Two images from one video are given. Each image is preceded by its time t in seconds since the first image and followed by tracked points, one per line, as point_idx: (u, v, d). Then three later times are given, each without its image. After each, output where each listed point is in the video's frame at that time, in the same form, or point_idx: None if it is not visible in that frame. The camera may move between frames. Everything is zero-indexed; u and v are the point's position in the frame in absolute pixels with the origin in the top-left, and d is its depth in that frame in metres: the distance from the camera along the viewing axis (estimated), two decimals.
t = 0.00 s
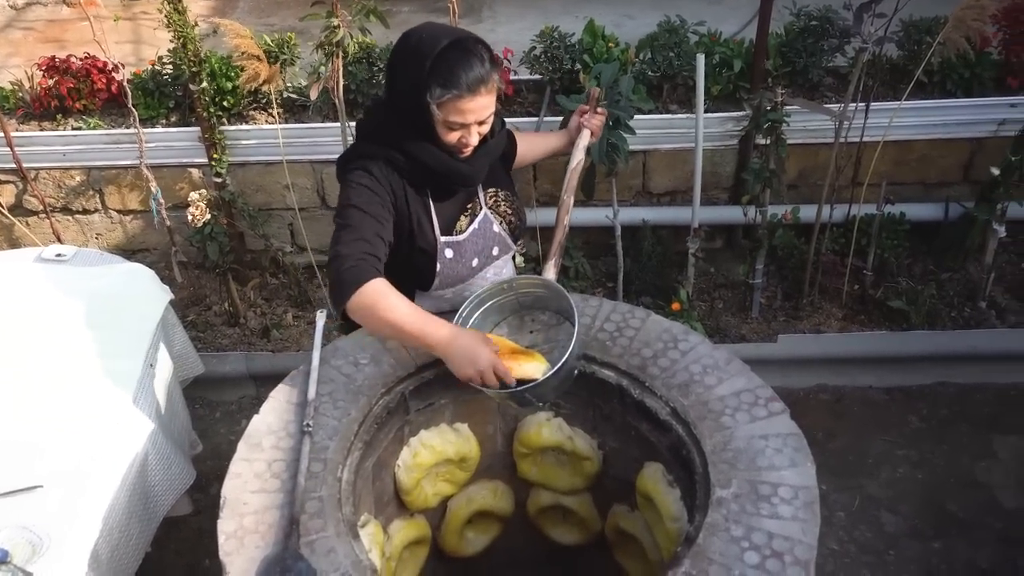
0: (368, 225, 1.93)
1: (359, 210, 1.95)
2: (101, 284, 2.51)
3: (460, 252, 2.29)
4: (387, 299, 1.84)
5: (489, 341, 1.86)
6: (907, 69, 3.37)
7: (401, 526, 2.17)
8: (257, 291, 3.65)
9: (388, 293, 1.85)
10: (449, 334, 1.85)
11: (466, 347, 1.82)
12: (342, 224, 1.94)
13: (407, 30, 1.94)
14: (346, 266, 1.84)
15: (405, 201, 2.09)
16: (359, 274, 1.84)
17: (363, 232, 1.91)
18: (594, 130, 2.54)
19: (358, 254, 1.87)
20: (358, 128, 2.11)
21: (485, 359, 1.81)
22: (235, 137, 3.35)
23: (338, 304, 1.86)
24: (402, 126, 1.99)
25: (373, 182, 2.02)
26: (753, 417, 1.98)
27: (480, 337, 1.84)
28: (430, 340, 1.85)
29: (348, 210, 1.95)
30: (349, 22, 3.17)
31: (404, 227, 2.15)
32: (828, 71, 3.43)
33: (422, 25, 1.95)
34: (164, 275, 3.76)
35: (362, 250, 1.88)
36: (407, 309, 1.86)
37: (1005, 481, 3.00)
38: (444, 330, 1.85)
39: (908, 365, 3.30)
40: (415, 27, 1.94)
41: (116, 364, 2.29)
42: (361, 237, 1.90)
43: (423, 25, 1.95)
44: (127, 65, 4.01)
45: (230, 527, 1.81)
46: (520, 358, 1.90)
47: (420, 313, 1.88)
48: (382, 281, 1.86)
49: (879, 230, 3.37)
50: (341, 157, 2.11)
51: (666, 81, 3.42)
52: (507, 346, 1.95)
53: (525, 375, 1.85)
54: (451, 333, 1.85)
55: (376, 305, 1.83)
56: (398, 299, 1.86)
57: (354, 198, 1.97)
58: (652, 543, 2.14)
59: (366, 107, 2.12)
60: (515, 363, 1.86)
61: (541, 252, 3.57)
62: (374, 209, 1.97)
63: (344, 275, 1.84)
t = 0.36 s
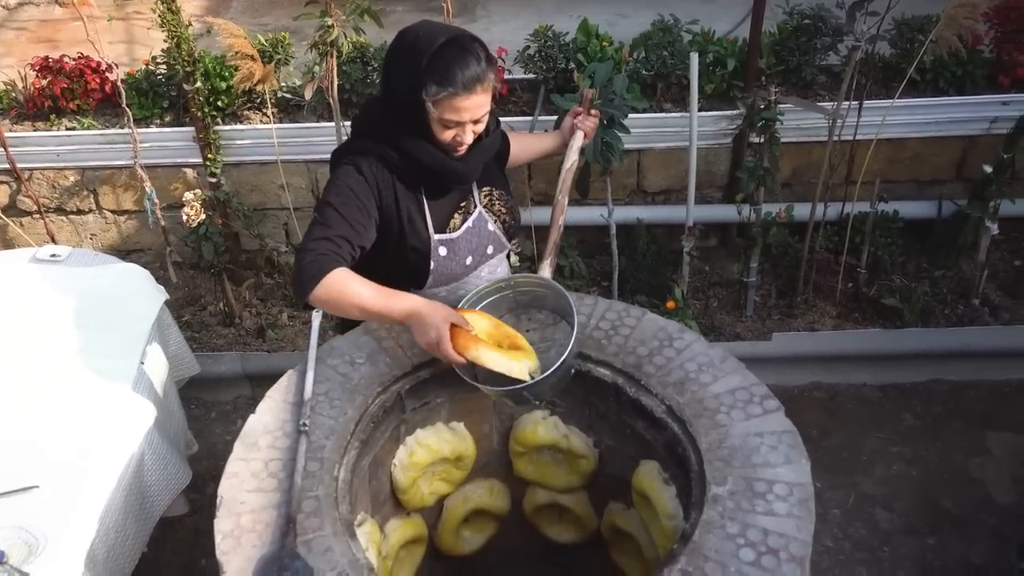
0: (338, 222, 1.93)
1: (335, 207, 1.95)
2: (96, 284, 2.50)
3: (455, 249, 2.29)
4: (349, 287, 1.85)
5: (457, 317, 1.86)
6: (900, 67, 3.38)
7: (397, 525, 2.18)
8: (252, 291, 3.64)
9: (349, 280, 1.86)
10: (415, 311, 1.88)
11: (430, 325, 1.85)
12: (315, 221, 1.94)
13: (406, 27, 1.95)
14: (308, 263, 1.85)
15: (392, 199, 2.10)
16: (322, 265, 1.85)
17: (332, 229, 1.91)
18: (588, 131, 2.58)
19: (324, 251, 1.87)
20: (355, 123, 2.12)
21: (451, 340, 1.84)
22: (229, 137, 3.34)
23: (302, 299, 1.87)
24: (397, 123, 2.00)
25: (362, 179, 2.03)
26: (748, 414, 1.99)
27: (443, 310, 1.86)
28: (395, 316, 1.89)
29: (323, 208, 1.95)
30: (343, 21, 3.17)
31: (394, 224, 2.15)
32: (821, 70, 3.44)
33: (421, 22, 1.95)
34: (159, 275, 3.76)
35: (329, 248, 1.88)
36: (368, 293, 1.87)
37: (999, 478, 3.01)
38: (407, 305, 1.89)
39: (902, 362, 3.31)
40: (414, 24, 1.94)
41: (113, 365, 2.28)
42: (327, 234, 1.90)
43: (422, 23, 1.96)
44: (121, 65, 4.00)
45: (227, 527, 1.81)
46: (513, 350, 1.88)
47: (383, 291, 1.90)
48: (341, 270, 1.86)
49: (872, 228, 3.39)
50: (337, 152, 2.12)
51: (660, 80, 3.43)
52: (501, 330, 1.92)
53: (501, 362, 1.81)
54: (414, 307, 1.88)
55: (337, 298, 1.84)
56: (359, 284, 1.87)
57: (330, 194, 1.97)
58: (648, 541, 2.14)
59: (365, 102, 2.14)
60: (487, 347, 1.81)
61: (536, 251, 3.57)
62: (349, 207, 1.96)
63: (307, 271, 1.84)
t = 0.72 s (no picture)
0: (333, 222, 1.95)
1: (330, 207, 1.97)
2: (98, 288, 2.51)
3: (454, 247, 2.28)
4: (341, 286, 1.87)
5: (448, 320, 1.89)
6: (900, 69, 3.39)
7: (400, 528, 2.18)
8: (254, 295, 3.65)
9: (340, 279, 1.87)
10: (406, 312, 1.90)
11: (419, 328, 1.88)
12: (311, 221, 1.97)
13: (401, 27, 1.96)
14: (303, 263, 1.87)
15: (389, 198, 2.11)
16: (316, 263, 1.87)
17: (327, 229, 1.94)
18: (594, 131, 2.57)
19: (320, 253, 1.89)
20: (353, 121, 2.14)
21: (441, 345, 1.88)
22: (231, 140, 3.35)
23: (298, 298, 1.89)
24: (391, 122, 2.01)
25: (356, 179, 2.04)
26: (750, 416, 1.99)
27: (432, 312, 1.89)
28: (385, 315, 1.91)
29: (319, 208, 1.98)
30: (345, 25, 3.18)
31: (391, 222, 2.16)
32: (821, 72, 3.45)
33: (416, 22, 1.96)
34: (161, 279, 3.76)
35: (324, 248, 1.91)
36: (360, 292, 1.89)
37: (1001, 479, 3.01)
38: (397, 304, 1.91)
39: (903, 364, 3.31)
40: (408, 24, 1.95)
41: (115, 368, 2.29)
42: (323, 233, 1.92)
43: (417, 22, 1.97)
44: (122, 69, 4.01)
45: (230, 530, 1.81)
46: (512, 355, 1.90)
47: (373, 290, 1.91)
48: (333, 268, 1.88)
49: (874, 230, 3.39)
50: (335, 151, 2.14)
51: (660, 83, 3.43)
52: (501, 336, 1.93)
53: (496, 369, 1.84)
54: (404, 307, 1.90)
55: (329, 297, 1.86)
56: (351, 282, 1.89)
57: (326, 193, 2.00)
58: (650, 544, 2.14)
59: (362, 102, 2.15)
60: (483, 354, 1.85)
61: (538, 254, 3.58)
62: (345, 206, 1.98)
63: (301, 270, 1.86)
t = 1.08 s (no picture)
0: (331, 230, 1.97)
1: (329, 214, 1.99)
2: (100, 294, 2.52)
3: (454, 250, 2.28)
4: (338, 291, 1.91)
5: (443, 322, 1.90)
6: (902, 74, 3.39)
7: (402, 534, 2.18)
8: (256, 300, 3.66)
9: (338, 284, 1.92)
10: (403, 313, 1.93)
11: (414, 330, 1.90)
12: (310, 229, 1.99)
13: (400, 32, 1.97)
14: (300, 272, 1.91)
15: (388, 201, 2.11)
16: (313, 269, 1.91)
17: (325, 237, 1.96)
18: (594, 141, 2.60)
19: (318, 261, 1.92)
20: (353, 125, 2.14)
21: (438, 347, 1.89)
22: (234, 146, 3.36)
23: (298, 304, 1.94)
24: (391, 126, 2.01)
25: (355, 184, 2.05)
26: (753, 421, 1.99)
27: (427, 315, 1.91)
28: (382, 318, 1.95)
29: (318, 215, 2.00)
30: (347, 31, 3.18)
31: (391, 226, 2.16)
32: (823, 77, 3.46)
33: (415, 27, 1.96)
34: (163, 285, 3.77)
35: (322, 256, 1.94)
36: (357, 296, 1.93)
37: (1004, 484, 3.01)
38: (393, 307, 1.94)
39: (906, 369, 3.31)
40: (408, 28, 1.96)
41: (117, 372, 2.29)
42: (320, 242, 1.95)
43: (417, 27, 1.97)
44: (125, 76, 4.02)
45: (232, 535, 1.81)
46: (514, 356, 1.88)
47: (372, 294, 1.95)
48: (331, 274, 1.93)
49: (876, 235, 3.38)
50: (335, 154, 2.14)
51: (662, 88, 3.43)
52: (504, 337, 1.90)
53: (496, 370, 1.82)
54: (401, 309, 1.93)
55: (325, 303, 1.91)
56: (348, 287, 1.93)
57: (324, 200, 2.02)
58: (652, 548, 2.14)
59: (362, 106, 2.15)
60: (481, 358, 1.82)
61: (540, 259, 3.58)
62: (343, 213, 2.00)
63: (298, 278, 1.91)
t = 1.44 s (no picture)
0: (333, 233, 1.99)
1: (332, 217, 2.00)
2: (106, 296, 2.52)
3: (457, 251, 2.29)
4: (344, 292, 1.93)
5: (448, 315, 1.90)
6: (907, 76, 3.39)
7: (407, 535, 2.17)
8: (262, 303, 3.67)
9: (343, 284, 1.94)
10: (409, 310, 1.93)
11: (419, 322, 1.90)
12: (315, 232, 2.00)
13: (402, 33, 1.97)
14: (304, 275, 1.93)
15: (391, 203, 2.11)
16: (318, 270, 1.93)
17: (328, 240, 1.98)
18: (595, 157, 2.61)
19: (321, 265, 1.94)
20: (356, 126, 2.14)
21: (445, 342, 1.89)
22: (239, 149, 3.36)
23: (303, 306, 1.96)
24: (393, 128, 2.02)
25: (358, 187, 2.05)
26: (758, 424, 1.99)
27: (432, 308, 1.91)
28: (387, 314, 1.94)
29: (322, 218, 2.01)
30: (352, 34, 3.19)
31: (394, 228, 2.16)
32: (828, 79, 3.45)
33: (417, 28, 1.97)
34: (169, 287, 3.78)
35: (325, 258, 1.96)
36: (363, 294, 1.94)
37: (1011, 487, 3.00)
38: (398, 302, 1.94)
39: (912, 372, 3.30)
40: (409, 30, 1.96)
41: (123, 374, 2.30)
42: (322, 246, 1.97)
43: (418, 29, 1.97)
44: (131, 79, 4.03)
45: (238, 537, 1.81)
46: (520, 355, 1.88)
47: (377, 291, 1.96)
48: (336, 275, 1.94)
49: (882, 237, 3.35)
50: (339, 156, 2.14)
51: (667, 91, 3.44)
52: (508, 337, 1.91)
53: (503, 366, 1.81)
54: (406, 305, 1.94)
55: (331, 304, 1.92)
56: (354, 287, 1.94)
57: (327, 203, 2.03)
58: (657, 550, 2.15)
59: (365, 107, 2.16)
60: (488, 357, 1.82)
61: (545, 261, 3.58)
62: (347, 216, 2.01)
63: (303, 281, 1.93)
